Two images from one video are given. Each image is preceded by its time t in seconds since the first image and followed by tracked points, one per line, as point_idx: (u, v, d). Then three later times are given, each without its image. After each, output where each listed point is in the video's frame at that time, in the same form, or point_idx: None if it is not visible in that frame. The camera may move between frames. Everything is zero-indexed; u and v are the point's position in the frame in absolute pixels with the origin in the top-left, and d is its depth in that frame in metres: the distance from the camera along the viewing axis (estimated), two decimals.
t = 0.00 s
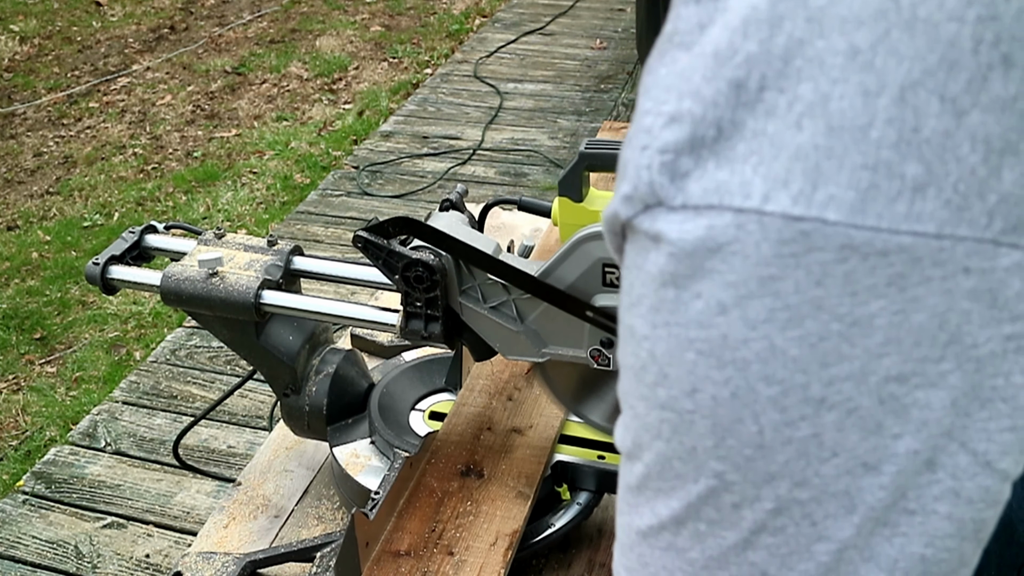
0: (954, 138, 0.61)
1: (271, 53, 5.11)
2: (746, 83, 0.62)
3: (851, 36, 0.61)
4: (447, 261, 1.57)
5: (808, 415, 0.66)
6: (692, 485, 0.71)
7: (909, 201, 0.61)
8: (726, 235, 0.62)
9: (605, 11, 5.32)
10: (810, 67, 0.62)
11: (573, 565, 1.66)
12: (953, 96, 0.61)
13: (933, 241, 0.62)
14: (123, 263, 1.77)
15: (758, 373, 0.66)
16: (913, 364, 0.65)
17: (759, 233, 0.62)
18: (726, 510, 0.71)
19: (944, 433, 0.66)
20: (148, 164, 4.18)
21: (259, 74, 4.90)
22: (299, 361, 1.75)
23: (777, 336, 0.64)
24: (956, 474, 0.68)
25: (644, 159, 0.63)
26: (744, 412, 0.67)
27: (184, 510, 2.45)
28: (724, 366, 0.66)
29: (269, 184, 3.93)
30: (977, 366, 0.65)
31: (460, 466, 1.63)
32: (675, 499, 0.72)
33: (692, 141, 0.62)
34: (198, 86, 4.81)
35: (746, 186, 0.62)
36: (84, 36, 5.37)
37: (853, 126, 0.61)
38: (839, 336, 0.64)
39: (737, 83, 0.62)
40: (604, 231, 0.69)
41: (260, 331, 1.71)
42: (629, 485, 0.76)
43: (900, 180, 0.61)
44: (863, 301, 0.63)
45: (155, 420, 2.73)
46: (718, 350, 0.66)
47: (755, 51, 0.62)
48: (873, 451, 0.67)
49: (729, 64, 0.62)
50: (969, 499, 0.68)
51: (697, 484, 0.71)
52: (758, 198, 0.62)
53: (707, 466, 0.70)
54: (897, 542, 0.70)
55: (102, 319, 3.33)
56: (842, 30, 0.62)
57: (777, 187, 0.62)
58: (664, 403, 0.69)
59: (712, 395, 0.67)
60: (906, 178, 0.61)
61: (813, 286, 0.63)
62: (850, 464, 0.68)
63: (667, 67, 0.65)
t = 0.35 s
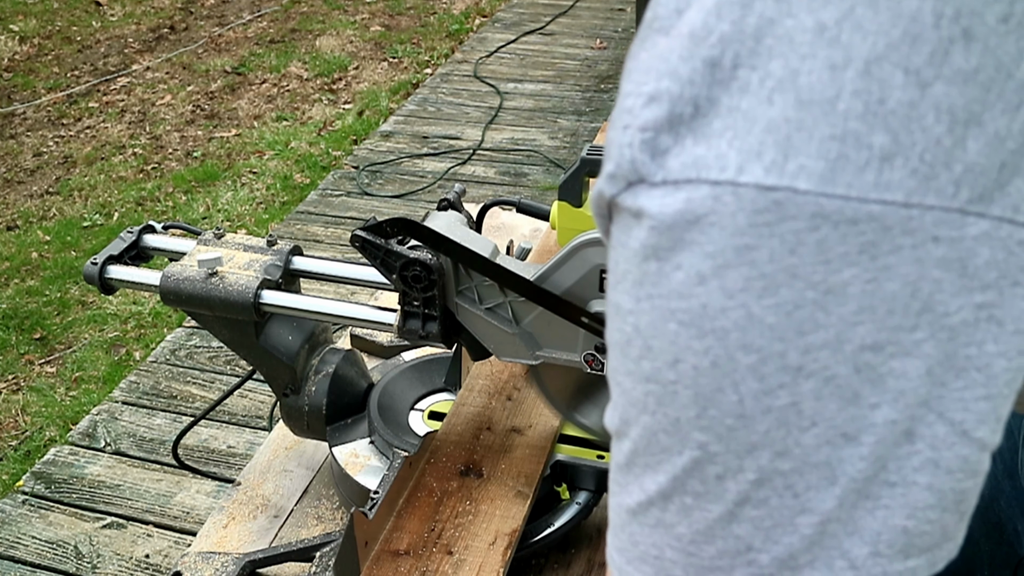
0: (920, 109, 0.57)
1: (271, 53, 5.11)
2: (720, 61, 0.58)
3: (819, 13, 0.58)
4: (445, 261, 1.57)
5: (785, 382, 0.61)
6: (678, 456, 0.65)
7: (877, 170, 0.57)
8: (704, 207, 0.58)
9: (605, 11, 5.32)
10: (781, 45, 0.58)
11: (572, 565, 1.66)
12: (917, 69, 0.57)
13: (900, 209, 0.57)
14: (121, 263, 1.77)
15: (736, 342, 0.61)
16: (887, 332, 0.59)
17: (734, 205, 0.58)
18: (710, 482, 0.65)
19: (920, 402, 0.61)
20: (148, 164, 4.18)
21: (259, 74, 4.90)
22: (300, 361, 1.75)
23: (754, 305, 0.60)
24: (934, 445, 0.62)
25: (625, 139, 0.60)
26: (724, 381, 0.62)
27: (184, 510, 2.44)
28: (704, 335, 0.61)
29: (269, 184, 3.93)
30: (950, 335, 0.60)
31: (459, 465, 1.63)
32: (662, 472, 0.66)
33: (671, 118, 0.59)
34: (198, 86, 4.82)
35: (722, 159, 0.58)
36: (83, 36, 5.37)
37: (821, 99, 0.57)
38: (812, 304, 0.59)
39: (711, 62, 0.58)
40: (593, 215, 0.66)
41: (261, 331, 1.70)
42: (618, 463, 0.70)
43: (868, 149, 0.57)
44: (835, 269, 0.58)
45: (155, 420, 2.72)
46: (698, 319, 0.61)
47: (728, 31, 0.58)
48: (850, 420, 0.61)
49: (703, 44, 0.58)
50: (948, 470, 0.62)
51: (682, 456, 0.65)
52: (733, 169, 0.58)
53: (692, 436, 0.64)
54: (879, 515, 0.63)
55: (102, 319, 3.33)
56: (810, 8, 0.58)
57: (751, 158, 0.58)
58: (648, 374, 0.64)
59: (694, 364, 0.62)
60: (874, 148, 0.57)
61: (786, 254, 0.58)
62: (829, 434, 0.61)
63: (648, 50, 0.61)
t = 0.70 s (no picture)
0: (898, 98, 0.55)
1: (271, 53, 5.12)
2: (703, 54, 0.57)
3: (796, 5, 0.56)
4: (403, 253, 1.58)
5: (771, 370, 0.59)
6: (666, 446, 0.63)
7: (857, 159, 0.55)
8: (688, 197, 0.57)
9: (605, 10, 5.32)
10: (760, 37, 0.56)
11: (573, 564, 1.67)
12: (895, 57, 0.55)
13: (879, 196, 0.55)
14: (90, 259, 1.78)
15: (722, 332, 0.59)
16: (871, 319, 0.58)
17: (717, 194, 0.57)
18: (700, 471, 0.63)
19: (905, 388, 0.59)
20: (148, 164, 4.18)
21: (259, 74, 4.91)
22: (299, 361, 1.75)
23: (738, 294, 0.58)
24: (921, 431, 0.60)
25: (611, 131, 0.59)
26: (711, 370, 0.60)
27: (184, 510, 2.45)
28: (690, 325, 0.60)
29: (269, 184, 3.94)
30: (933, 321, 0.58)
31: (458, 464, 1.63)
32: (653, 461, 0.64)
33: (654, 111, 0.58)
34: (198, 86, 4.82)
35: (704, 150, 0.57)
36: (84, 36, 5.38)
37: (801, 89, 0.55)
38: (796, 291, 0.57)
39: (695, 55, 0.57)
40: (582, 209, 0.65)
41: (260, 331, 1.70)
42: (610, 454, 0.68)
43: (848, 138, 0.55)
44: (819, 257, 0.57)
45: (155, 420, 2.72)
46: (685, 308, 0.59)
47: (710, 24, 0.57)
48: (836, 407, 0.60)
49: (686, 37, 0.57)
50: (935, 455, 0.61)
51: (672, 446, 0.63)
52: (715, 159, 0.57)
53: (681, 426, 0.62)
54: (868, 502, 0.62)
55: (102, 319, 3.33)
56: None
57: (733, 148, 0.56)
58: (638, 365, 0.63)
59: (681, 354, 0.60)
60: (853, 137, 0.55)
61: (769, 243, 0.57)
62: (816, 421, 0.60)
63: (633, 44, 0.61)
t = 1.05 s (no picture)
0: (904, 103, 0.56)
1: (271, 53, 5.12)
2: (708, 60, 0.58)
3: (802, 11, 0.57)
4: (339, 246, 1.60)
5: (779, 375, 0.60)
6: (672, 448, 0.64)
7: (864, 164, 0.56)
8: (695, 204, 0.58)
9: (606, 10, 5.33)
10: (766, 43, 0.57)
11: (572, 564, 1.66)
12: (900, 63, 0.56)
13: (886, 201, 0.56)
14: (42, 254, 1.79)
15: (729, 338, 0.60)
16: (878, 322, 0.59)
17: (724, 201, 0.58)
18: (707, 476, 0.64)
19: (910, 391, 0.60)
20: (148, 164, 4.18)
21: (259, 74, 4.91)
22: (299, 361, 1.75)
23: (746, 299, 0.59)
24: (926, 433, 0.61)
25: (616, 139, 0.60)
26: (719, 375, 0.61)
27: (184, 510, 2.45)
28: (698, 331, 0.61)
29: (269, 184, 3.94)
30: (938, 323, 0.59)
31: (459, 463, 1.63)
32: (660, 466, 0.65)
33: (660, 118, 0.58)
34: (198, 86, 4.82)
35: (711, 156, 0.58)
36: (84, 36, 5.38)
37: (808, 95, 0.56)
38: (804, 297, 0.58)
39: (699, 61, 0.58)
40: (585, 216, 0.66)
41: (260, 332, 1.70)
42: (616, 459, 0.70)
43: (855, 144, 0.56)
44: (825, 262, 0.58)
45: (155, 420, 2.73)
46: (691, 315, 0.60)
47: (715, 30, 0.58)
48: (842, 410, 0.61)
49: (691, 44, 0.58)
50: (940, 456, 0.62)
51: (679, 451, 0.64)
52: (722, 166, 0.57)
53: (687, 431, 0.63)
54: (873, 502, 0.63)
55: (102, 319, 3.33)
56: (794, 6, 0.57)
57: (740, 154, 0.57)
58: (644, 370, 0.64)
59: (689, 359, 0.61)
60: (860, 142, 0.56)
61: (777, 249, 0.58)
62: (822, 424, 0.61)
63: (637, 52, 0.61)
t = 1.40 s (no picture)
0: (942, 110, 0.57)
1: (271, 53, 5.12)
2: (744, 66, 0.58)
3: (840, 17, 0.57)
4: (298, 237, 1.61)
5: (810, 382, 0.61)
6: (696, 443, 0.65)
7: (902, 171, 0.57)
8: (730, 211, 0.59)
9: (605, 10, 5.32)
10: (803, 49, 0.58)
11: (571, 564, 1.67)
12: (940, 69, 0.57)
13: (923, 208, 0.57)
14: (12, 251, 1.87)
15: (764, 343, 0.61)
16: (908, 327, 0.60)
17: (761, 208, 0.58)
18: (735, 478, 0.65)
19: (937, 394, 0.62)
20: (148, 164, 4.18)
21: (259, 74, 4.91)
22: (298, 359, 1.75)
23: (780, 306, 0.60)
24: (952, 434, 0.63)
25: (649, 145, 0.60)
26: (750, 381, 0.62)
27: (184, 510, 2.45)
28: (731, 337, 0.61)
29: (269, 184, 3.95)
30: (968, 327, 0.60)
31: (457, 463, 1.64)
32: (687, 469, 0.66)
33: (696, 124, 0.58)
34: (199, 86, 4.82)
35: (747, 164, 0.58)
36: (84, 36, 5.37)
37: (846, 101, 0.57)
38: (838, 304, 0.60)
39: (736, 68, 0.58)
40: (614, 217, 0.66)
41: (260, 332, 1.71)
42: (639, 458, 0.71)
43: (893, 151, 0.57)
44: (860, 269, 0.59)
45: (155, 420, 2.72)
46: (725, 321, 0.61)
47: (751, 36, 0.58)
48: (871, 413, 0.62)
49: (726, 51, 0.58)
50: (965, 456, 0.63)
51: (706, 454, 0.65)
52: (759, 174, 0.58)
53: (716, 435, 0.64)
54: (897, 502, 0.65)
55: (102, 319, 3.33)
56: (833, 11, 0.58)
57: (777, 162, 0.58)
58: (674, 374, 0.64)
59: (721, 364, 0.62)
60: (899, 149, 0.57)
61: (812, 256, 0.59)
62: (851, 427, 0.62)
63: (670, 56, 0.61)
